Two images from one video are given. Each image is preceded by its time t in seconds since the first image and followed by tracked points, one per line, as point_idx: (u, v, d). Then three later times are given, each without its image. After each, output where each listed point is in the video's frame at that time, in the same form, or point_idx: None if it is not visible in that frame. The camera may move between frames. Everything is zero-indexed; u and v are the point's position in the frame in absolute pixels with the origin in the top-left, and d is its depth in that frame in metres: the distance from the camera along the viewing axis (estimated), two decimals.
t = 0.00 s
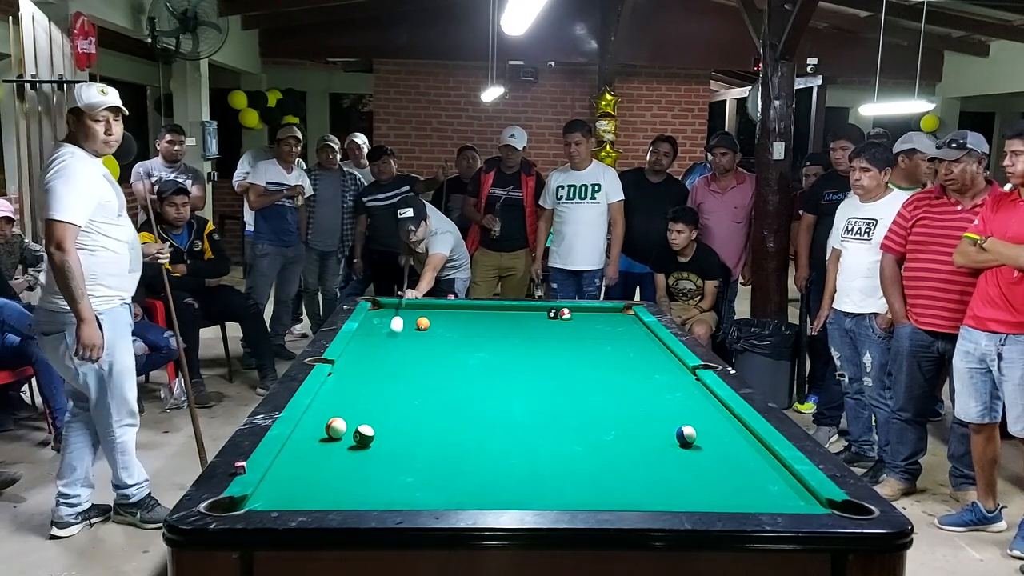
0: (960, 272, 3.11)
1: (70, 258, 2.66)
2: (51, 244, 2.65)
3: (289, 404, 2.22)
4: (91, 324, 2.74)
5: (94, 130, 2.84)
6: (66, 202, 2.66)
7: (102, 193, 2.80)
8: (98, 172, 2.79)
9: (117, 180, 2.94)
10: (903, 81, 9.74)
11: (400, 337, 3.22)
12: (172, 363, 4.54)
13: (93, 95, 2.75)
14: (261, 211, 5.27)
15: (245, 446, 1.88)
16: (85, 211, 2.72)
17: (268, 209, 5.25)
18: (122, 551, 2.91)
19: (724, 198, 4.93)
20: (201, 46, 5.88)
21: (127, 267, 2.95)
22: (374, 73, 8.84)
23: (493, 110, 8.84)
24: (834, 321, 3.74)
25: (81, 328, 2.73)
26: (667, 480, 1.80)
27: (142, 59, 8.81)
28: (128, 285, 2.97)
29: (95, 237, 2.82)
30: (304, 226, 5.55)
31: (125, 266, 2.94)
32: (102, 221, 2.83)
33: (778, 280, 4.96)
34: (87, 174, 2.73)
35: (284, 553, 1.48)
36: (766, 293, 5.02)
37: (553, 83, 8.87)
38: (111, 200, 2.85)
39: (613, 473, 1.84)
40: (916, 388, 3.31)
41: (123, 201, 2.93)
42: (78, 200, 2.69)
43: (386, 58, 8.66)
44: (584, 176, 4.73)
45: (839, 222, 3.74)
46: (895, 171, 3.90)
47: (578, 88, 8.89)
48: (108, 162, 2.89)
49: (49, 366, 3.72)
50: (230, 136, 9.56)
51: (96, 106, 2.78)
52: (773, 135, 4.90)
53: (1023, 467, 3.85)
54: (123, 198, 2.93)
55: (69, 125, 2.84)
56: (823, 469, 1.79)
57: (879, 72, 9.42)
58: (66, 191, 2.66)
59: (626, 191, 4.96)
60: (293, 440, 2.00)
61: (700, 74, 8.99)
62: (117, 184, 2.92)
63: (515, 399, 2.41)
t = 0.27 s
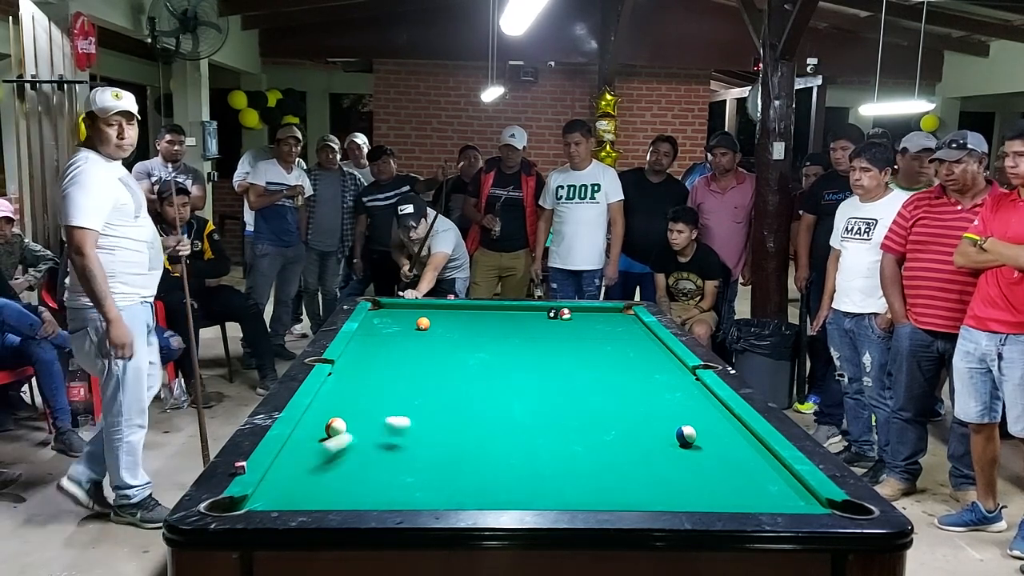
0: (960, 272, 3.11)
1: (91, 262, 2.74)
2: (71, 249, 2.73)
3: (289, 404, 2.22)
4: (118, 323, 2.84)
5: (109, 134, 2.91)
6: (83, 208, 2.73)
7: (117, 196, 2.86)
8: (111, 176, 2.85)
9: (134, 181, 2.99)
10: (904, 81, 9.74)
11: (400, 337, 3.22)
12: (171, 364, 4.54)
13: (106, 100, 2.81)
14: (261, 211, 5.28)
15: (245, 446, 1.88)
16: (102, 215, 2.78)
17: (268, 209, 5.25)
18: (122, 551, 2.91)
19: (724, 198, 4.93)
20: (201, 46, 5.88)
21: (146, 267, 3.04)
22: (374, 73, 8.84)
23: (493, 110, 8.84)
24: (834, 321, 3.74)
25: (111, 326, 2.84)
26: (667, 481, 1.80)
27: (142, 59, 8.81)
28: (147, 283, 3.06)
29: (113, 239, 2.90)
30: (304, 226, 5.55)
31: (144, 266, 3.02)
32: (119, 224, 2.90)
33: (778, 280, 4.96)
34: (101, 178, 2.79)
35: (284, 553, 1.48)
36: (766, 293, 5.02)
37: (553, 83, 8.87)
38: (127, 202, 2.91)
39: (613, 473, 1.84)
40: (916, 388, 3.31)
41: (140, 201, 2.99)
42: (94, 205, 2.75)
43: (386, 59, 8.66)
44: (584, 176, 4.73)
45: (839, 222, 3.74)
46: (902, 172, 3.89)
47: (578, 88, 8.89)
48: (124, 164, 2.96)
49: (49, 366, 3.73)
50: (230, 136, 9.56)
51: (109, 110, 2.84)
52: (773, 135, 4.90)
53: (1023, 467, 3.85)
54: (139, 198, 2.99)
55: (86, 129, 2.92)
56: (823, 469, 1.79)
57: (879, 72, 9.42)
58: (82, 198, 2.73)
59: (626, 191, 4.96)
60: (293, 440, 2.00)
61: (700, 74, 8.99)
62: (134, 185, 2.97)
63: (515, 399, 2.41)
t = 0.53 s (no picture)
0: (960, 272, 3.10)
1: (96, 258, 2.79)
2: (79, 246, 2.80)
3: (289, 404, 2.21)
4: (136, 306, 2.87)
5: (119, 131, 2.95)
6: (89, 206, 2.79)
7: (122, 194, 2.91)
8: (118, 174, 2.90)
9: (145, 179, 3.05)
10: (904, 81, 9.74)
11: (400, 337, 3.22)
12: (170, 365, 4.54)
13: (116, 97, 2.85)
14: (261, 211, 5.28)
15: (245, 446, 1.88)
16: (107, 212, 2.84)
17: (268, 209, 5.25)
18: (122, 551, 2.91)
19: (724, 197, 4.93)
20: (202, 46, 5.89)
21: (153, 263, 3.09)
22: (374, 73, 8.84)
23: (493, 109, 8.84)
24: (834, 321, 3.74)
25: (128, 309, 2.86)
26: (667, 481, 1.79)
27: (142, 59, 8.82)
28: (155, 279, 3.11)
29: (119, 236, 2.95)
30: (304, 226, 5.55)
31: (150, 262, 3.07)
32: (126, 221, 2.96)
33: (778, 280, 4.96)
34: (107, 176, 2.85)
35: (284, 554, 1.48)
36: (766, 293, 5.02)
37: (553, 83, 8.87)
38: (133, 200, 2.96)
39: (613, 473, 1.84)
40: (916, 388, 3.31)
41: (147, 199, 3.04)
42: (100, 201, 2.81)
43: (386, 58, 8.66)
44: (583, 176, 4.73)
45: (839, 222, 3.74)
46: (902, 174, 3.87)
47: (578, 88, 8.89)
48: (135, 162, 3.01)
49: (49, 366, 3.73)
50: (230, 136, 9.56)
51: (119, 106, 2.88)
52: (773, 135, 4.90)
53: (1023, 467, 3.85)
54: (147, 196, 3.03)
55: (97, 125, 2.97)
56: (823, 469, 1.79)
57: (879, 73, 9.42)
58: (87, 197, 2.78)
59: (626, 191, 4.96)
60: (293, 440, 2.00)
61: (700, 74, 8.99)
62: (143, 183, 3.02)
63: (515, 399, 2.41)
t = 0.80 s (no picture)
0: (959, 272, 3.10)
1: (86, 254, 2.83)
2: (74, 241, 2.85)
3: (288, 404, 2.21)
4: (107, 308, 2.89)
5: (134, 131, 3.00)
6: (86, 203, 2.83)
7: (122, 193, 2.92)
8: (121, 173, 2.92)
9: (152, 179, 3.06)
10: (904, 81, 9.74)
11: (400, 337, 3.22)
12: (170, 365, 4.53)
13: (133, 100, 2.91)
14: (261, 211, 5.28)
15: (245, 446, 1.88)
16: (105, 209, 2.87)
17: (267, 209, 5.25)
18: (121, 551, 2.90)
19: (723, 198, 4.93)
20: (202, 46, 5.93)
21: (150, 262, 3.09)
22: (374, 73, 8.84)
23: (493, 109, 8.84)
24: (834, 321, 3.74)
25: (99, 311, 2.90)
26: (667, 481, 1.79)
27: (142, 59, 8.82)
28: (154, 277, 3.11)
29: (118, 234, 2.97)
30: (303, 226, 5.55)
31: (147, 261, 3.07)
32: (125, 219, 2.97)
33: (778, 280, 4.96)
34: (109, 175, 2.87)
35: (284, 554, 1.48)
36: (766, 293, 5.02)
37: (553, 83, 8.87)
38: (134, 199, 2.97)
39: (612, 473, 1.84)
40: (916, 388, 3.31)
41: (151, 198, 3.04)
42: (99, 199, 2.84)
43: (386, 58, 8.66)
44: (582, 176, 4.73)
45: (839, 222, 3.74)
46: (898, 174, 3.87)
47: (578, 88, 8.89)
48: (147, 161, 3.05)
49: (49, 366, 3.72)
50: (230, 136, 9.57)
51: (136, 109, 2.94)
52: (773, 135, 4.90)
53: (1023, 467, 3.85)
54: (150, 196, 3.04)
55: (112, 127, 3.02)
56: (823, 469, 1.79)
57: (879, 73, 9.42)
58: (84, 194, 2.82)
59: (626, 191, 4.96)
60: (293, 440, 2.00)
61: (700, 74, 8.99)
62: (148, 183, 3.03)
63: (515, 399, 2.41)
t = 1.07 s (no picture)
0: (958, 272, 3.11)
1: (76, 248, 2.90)
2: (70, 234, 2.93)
3: (288, 404, 2.21)
4: (82, 305, 2.91)
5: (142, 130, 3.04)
6: (83, 199, 2.90)
7: (119, 190, 2.97)
8: (119, 170, 2.98)
9: (154, 177, 3.10)
10: (903, 81, 9.75)
11: (400, 337, 3.22)
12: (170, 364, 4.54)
13: (140, 99, 2.95)
14: (260, 211, 5.27)
15: (245, 446, 1.88)
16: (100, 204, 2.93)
17: (267, 209, 5.25)
18: (121, 551, 2.90)
19: (723, 197, 4.93)
20: (202, 45, 5.99)
21: (147, 259, 3.12)
22: (374, 73, 8.84)
23: (493, 109, 8.84)
24: (834, 321, 3.74)
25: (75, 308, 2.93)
26: (666, 480, 1.79)
27: (141, 59, 8.81)
28: (150, 273, 3.14)
29: (116, 229, 3.03)
30: (303, 226, 5.55)
31: (143, 257, 3.10)
32: (122, 214, 3.03)
33: (778, 280, 4.96)
34: (106, 171, 2.93)
35: (284, 554, 1.48)
36: (765, 293, 5.02)
37: (553, 82, 8.87)
38: (132, 195, 3.02)
39: (612, 472, 1.84)
40: (915, 388, 3.31)
41: (149, 195, 3.08)
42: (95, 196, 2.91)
43: (386, 58, 8.66)
44: (581, 176, 4.72)
45: (839, 222, 3.74)
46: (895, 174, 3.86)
47: (578, 88, 8.89)
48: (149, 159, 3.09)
49: (49, 366, 3.73)
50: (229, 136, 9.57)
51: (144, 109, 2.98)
52: (773, 135, 4.90)
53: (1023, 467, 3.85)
54: (149, 193, 3.08)
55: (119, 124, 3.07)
56: (823, 469, 1.79)
57: (879, 73, 9.42)
58: (80, 188, 2.90)
59: (625, 191, 4.96)
60: (293, 440, 2.00)
61: (700, 74, 9.00)
62: (148, 180, 3.07)
63: (515, 399, 2.41)
